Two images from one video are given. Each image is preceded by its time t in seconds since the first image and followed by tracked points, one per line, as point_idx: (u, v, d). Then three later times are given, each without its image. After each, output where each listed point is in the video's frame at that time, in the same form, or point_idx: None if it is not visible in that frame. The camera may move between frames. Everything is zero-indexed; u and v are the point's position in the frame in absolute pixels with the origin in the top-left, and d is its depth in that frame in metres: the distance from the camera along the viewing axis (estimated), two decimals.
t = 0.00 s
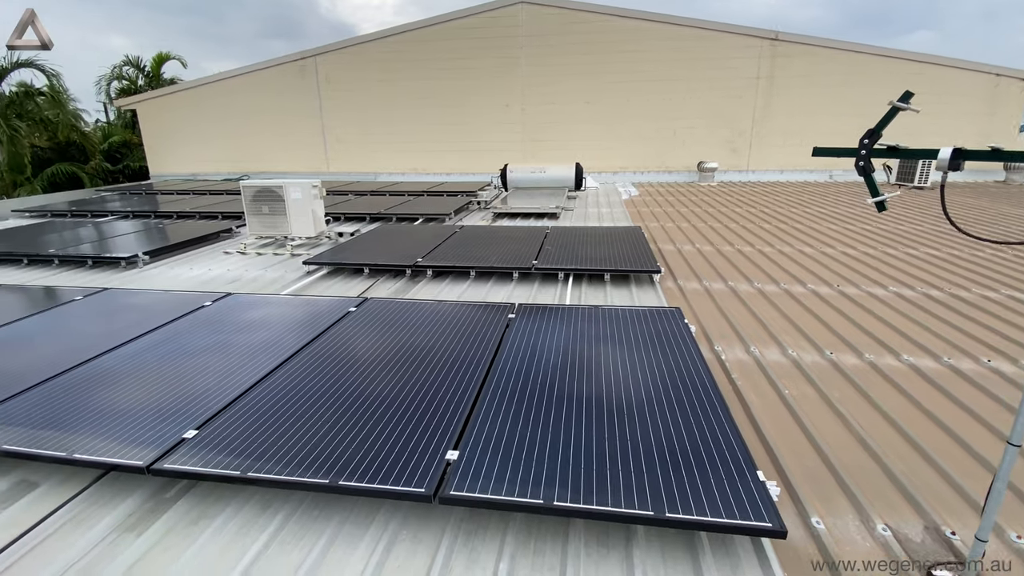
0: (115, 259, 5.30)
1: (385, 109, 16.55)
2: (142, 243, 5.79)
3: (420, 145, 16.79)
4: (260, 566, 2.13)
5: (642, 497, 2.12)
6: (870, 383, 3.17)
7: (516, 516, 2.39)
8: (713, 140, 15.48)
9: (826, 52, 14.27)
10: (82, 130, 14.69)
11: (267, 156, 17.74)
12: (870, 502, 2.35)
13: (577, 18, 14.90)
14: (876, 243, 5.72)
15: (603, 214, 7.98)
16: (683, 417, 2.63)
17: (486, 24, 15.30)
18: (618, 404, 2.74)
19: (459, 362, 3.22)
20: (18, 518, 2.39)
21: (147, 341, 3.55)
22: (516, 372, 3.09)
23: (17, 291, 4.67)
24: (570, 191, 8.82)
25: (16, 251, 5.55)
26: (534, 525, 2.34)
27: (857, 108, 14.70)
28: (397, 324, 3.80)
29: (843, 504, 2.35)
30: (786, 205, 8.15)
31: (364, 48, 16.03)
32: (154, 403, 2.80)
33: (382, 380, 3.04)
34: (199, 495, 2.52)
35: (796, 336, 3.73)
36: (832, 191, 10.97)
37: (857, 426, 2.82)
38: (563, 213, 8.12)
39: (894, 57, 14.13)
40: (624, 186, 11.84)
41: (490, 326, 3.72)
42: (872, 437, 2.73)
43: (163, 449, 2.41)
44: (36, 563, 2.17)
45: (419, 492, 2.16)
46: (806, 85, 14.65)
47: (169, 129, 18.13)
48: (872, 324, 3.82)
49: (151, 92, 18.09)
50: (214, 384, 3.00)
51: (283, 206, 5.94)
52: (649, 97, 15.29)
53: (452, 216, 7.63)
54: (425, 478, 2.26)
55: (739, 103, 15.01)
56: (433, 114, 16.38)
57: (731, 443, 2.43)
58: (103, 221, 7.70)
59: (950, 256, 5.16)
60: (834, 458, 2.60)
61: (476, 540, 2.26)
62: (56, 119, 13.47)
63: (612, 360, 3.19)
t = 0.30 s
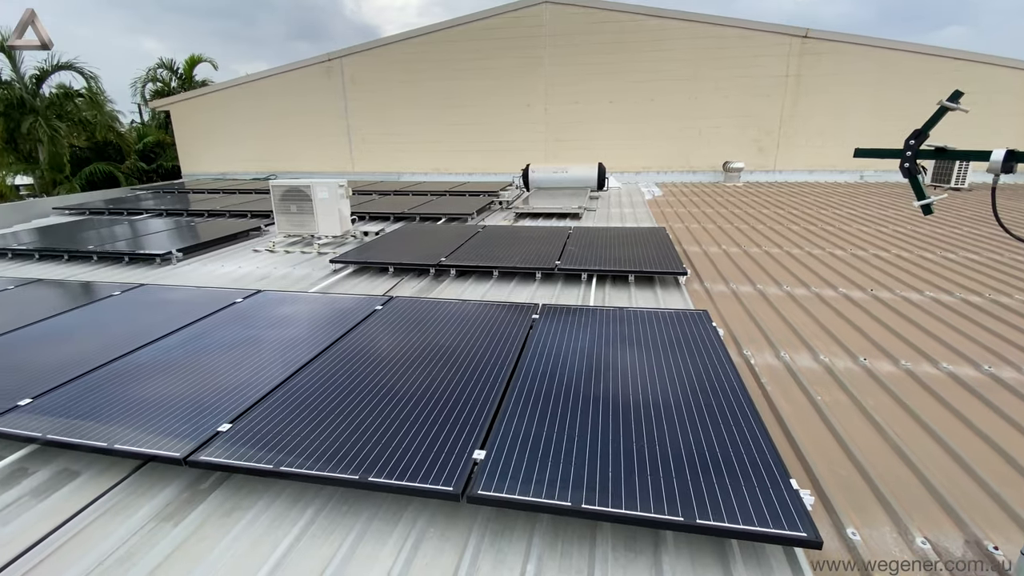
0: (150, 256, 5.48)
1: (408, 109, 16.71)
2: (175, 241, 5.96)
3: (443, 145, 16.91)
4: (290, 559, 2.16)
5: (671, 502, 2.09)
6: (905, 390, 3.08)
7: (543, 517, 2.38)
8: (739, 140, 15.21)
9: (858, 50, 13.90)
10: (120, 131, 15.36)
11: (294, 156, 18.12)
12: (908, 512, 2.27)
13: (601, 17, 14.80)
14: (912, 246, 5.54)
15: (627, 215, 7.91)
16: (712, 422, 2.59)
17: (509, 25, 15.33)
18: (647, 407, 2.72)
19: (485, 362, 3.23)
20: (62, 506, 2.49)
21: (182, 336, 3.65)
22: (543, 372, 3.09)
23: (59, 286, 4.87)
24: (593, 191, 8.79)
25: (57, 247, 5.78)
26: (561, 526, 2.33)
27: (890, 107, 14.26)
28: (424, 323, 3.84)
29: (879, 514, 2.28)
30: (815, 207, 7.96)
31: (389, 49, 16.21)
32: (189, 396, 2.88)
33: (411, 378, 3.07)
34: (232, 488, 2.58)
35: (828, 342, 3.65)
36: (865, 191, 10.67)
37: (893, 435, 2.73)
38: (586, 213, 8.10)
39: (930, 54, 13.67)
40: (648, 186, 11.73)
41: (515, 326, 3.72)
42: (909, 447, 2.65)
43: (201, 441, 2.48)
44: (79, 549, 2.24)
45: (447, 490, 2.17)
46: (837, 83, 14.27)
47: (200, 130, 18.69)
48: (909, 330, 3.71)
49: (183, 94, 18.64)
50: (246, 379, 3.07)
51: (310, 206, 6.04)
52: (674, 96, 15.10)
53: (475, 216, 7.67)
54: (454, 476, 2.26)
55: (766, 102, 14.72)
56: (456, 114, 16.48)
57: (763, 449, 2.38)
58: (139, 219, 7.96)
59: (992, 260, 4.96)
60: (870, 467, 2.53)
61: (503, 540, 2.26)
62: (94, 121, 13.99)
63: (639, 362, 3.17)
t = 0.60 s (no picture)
0: (182, 254, 5.63)
1: (431, 109, 16.84)
2: (206, 239, 6.12)
3: (465, 145, 16.98)
4: (320, 555, 2.20)
5: (699, 510, 2.06)
6: (942, 400, 2.98)
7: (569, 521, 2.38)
8: (766, 139, 14.92)
9: (892, 47, 13.51)
10: (153, 132, 15.76)
11: (320, 156, 18.45)
12: (946, 526, 2.20)
13: (626, 16, 14.68)
14: (948, 250, 5.36)
15: (650, 216, 7.85)
16: (741, 430, 2.55)
17: (532, 25, 15.32)
18: (674, 412, 2.69)
19: (510, 363, 3.24)
20: (102, 496, 2.57)
21: (213, 332, 3.76)
22: (568, 374, 3.09)
23: (98, 282, 5.04)
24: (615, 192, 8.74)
25: (95, 244, 5.98)
26: (587, 531, 2.32)
27: (924, 106, 13.83)
28: (449, 323, 3.87)
29: (915, 527, 2.21)
30: (845, 208, 7.77)
31: (412, 50, 16.35)
32: (222, 392, 2.96)
33: (437, 378, 3.10)
34: (262, 483, 2.64)
35: (860, 348, 3.56)
36: (899, 193, 10.36)
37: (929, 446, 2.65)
38: (608, 214, 8.07)
39: (969, 51, 13.20)
40: (671, 187, 11.61)
41: (540, 327, 3.72)
42: (946, 458, 2.56)
43: (233, 436, 2.54)
44: (118, 538, 2.32)
45: (473, 491, 2.18)
46: (869, 81, 13.89)
47: (229, 131, 19.18)
48: (946, 338, 3.59)
49: (213, 95, 19.12)
50: (277, 376, 3.13)
51: (336, 205, 6.13)
52: (698, 95, 14.89)
53: (496, 216, 7.70)
54: (481, 477, 2.28)
55: (794, 102, 14.41)
56: (478, 114, 16.54)
57: (794, 458, 2.33)
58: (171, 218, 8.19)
59: None
60: (904, 478, 2.46)
61: (529, 543, 2.26)
62: (129, 121, 14.36)
63: (665, 366, 3.15)
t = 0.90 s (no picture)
0: (212, 252, 5.77)
1: (452, 110, 16.94)
2: (234, 237, 6.27)
3: (485, 145, 17.02)
4: (345, 552, 2.23)
5: (725, 518, 2.02)
6: (980, 411, 2.87)
7: (592, 526, 2.36)
8: (793, 139, 14.59)
9: (927, 44, 13.07)
10: (183, 132, 16.20)
11: (343, 156, 18.72)
12: (983, 539, 2.11)
13: (650, 14, 14.51)
14: (986, 254, 5.15)
15: (672, 217, 7.76)
16: (769, 438, 2.50)
17: (554, 25, 15.27)
18: (699, 418, 2.65)
19: (533, 365, 3.24)
20: (137, 487, 2.66)
21: (243, 329, 3.85)
22: (591, 377, 3.08)
23: (132, 279, 5.21)
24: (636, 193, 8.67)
25: (129, 242, 6.19)
26: (611, 536, 2.31)
27: (961, 105, 13.34)
28: (471, 323, 3.89)
29: (950, 540, 2.14)
30: (876, 211, 7.56)
31: (435, 50, 16.47)
32: (249, 389, 3.02)
33: (460, 378, 3.11)
34: (289, 479, 2.70)
35: (893, 356, 3.46)
36: (933, 195, 10.02)
37: (966, 457, 2.55)
38: (629, 214, 8.02)
39: (1010, 47, 12.68)
40: (695, 188, 11.45)
41: (562, 329, 3.71)
42: (985, 471, 2.46)
43: (261, 432, 2.59)
44: (151, 529, 2.39)
45: (496, 493, 2.19)
46: (902, 79, 13.47)
47: (255, 131, 19.61)
48: (984, 347, 3.45)
49: (241, 97, 19.56)
50: (302, 374, 3.18)
51: (360, 205, 6.21)
52: (722, 94, 14.63)
53: (516, 216, 7.71)
54: (503, 479, 2.27)
55: (822, 100, 14.05)
56: (499, 114, 16.57)
57: (824, 468, 2.27)
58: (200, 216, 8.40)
59: None
60: (939, 490, 2.38)
61: (552, 546, 2.26)
62: (161, 122, 14.83)
63: (689, 371, 3.10)
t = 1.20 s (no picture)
0: (238, 250, 5.91)
1: (473, 110, 17.01)
2: (259, 236, 6.41)
3: (505, 145, 17.03)
4: (367, 549, 2.26)
5: (751, 526, 1.98)
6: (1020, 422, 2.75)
7: (614, 530, 2.34)
8: (819, 139, 14.24)
9: (963, 40, 12.62)
10: (211, 132, 16.62)
11: (365, 156, 18.97)
12: None
13: (672, 13, 14.35)
14: None
15: (694, 218, 7.66)
16: (797, 445, 2.44)
17: (575, 24, 15.22)
18: (724, 423, 2.60)
19: (554, 366, 3.22)
20: (167, 479, 2.73)
21: (268, 326, 3.93)
22: (612, 379, 3.05)
23: (162, 275, 5.36)
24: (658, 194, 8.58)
25: (160, 240, 6.38)
26: (633, 542, 2.28)
27: (998, 103, 12.83)
28: (493, 323, 3.89)
29: (987, 553, 2.05)
30: (907, 213, 7.31)
31: (456, 51, 16.59)
32: (275, 384, 3.08)
33: (481, 378, 3.12)
34: (313, 474, 2.74)
35: (926, 363, 3.35)
36: (969, 196, 9.66)
37: (1005, 469, 2.44)
38: (650, 215, 7.93)
39: None
40: (719, 189, 11.27)
41: (583, 331, 3.69)
42: None
43: (287, 427, 2.64)
44: (180, 521, 2.46)
45: (517, 494, 2.18)
46: (935, 76, 13.03)
47: (280, 131, 20.02)
48: None
49: (267, 98, 19.98)
50: (327, 371, 3.23)
51: (382, 205, 6.27)
52: (747, 93, 14.37)
53: (536, 217, 7.70)
54: (524, 481, 2.27)
55: (851, 99, 13.68)
56: (519, 114, 16.57)
57: (854, 478, 2.20)
58: (227, 215, 8.61)
59: None
60: (976, 502, 2.29)
61: (574, 550, 2.24)
62: (190, 123, 15.24)
63: (713, 375, 3.05)
